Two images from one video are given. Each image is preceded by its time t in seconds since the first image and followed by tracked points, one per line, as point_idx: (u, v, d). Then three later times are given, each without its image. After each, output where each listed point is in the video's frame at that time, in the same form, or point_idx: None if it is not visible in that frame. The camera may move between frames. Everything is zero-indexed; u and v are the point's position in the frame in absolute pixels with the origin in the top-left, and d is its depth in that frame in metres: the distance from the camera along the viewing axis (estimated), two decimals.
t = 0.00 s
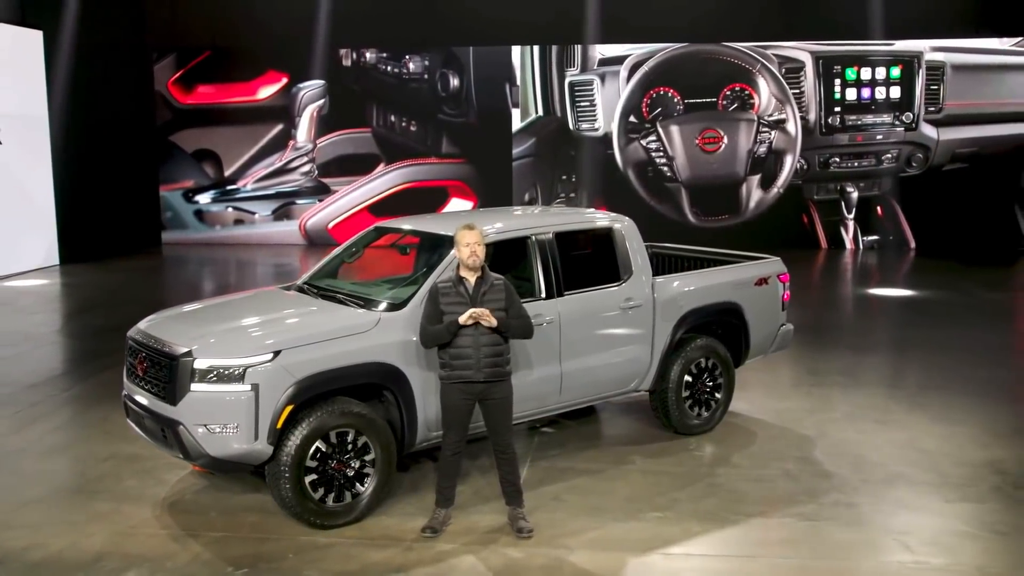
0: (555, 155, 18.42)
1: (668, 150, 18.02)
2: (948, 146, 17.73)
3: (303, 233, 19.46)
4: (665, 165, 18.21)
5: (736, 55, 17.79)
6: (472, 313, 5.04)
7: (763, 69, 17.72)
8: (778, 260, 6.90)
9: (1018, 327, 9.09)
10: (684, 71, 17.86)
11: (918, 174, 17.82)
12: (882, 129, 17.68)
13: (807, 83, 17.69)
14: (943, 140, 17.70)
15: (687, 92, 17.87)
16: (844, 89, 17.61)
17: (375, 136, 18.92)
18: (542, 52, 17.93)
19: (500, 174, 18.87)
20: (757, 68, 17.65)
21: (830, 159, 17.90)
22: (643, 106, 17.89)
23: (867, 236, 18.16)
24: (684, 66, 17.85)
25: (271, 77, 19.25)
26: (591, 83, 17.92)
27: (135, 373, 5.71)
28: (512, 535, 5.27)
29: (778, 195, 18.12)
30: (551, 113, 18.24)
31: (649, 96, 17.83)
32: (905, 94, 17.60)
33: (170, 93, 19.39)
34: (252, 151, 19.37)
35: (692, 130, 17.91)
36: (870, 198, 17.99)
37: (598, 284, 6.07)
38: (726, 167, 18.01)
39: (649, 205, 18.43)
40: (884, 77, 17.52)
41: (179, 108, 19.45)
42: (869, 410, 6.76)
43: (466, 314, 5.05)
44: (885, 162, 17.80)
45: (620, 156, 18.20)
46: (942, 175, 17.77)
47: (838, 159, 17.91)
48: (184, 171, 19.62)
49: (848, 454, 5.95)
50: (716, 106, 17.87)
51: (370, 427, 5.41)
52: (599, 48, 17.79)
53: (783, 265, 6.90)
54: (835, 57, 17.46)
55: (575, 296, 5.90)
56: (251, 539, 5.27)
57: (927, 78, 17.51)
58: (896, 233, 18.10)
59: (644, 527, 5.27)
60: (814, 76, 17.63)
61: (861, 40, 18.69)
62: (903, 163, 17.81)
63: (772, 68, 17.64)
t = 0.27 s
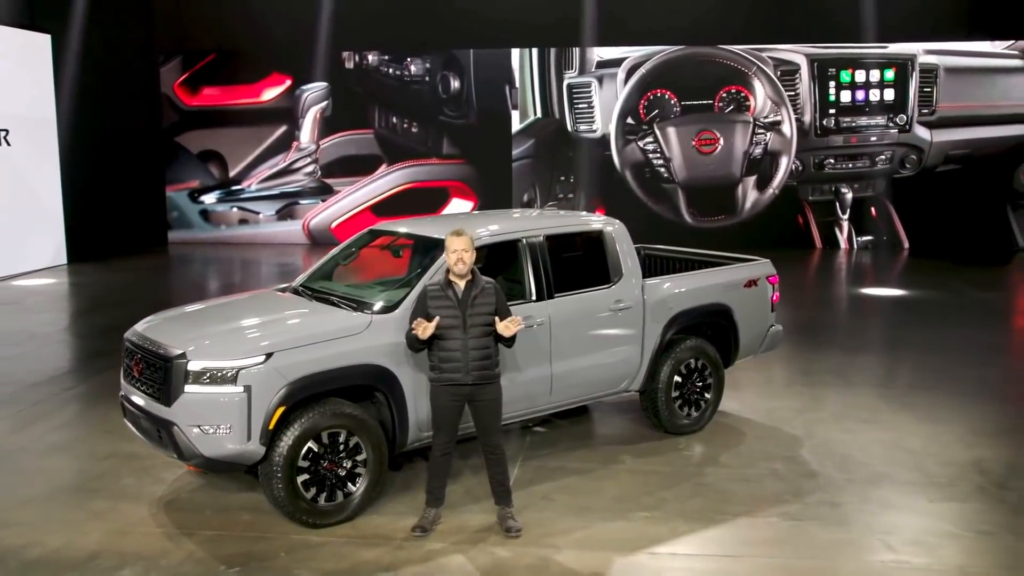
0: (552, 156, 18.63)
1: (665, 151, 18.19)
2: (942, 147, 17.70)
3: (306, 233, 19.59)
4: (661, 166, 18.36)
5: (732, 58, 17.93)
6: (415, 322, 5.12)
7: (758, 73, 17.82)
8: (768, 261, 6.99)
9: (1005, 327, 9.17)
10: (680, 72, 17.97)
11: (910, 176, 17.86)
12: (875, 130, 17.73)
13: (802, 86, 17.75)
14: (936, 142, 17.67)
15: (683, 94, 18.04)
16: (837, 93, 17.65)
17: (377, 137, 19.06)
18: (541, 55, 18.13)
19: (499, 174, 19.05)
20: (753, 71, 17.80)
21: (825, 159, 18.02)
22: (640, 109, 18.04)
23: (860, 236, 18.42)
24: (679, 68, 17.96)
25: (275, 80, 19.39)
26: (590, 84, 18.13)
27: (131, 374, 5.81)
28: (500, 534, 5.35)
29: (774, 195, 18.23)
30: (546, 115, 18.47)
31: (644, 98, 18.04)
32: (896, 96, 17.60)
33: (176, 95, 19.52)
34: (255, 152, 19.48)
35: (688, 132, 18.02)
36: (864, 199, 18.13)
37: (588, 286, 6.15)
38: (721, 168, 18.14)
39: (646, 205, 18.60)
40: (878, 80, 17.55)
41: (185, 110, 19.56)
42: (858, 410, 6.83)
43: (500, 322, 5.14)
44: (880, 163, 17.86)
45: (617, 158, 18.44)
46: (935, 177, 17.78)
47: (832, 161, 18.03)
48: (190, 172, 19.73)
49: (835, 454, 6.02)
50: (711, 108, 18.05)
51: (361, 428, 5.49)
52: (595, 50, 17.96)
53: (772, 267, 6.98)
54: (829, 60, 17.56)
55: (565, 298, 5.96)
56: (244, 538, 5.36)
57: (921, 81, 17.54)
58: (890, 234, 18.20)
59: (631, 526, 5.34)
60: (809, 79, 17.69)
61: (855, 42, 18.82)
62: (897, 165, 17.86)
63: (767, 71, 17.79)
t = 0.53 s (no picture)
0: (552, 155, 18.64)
1: (663, 153, 18.23)
2: (936, 149, 17.98)
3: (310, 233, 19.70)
4: (660, 167, 18.46)
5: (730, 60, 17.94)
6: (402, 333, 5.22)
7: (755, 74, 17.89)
8: (759, 263, 7.06)
9: (992, 326, 9.24)
10: (677, 74, 18.00)
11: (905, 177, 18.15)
12: (871, 133, 17.96)
13: (799, 88, 17.87)
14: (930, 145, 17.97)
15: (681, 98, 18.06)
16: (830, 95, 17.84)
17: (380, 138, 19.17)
18: (539, 57, 18.17)
19: (500, 174, 19.14)
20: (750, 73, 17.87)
21: (823, 159, 18.08)
22: (638, 110, 18.10)
23: (855, 236, 18.60)
24: (676, 70, 17.98)
25: (279, 81, 19.44)
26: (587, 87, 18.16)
27: (129, 375, 5.90)
28: (489, 533, 5.42)
29: (770, 197, 18.38)
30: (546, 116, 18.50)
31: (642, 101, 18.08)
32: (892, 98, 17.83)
33: (182, 97, 19.63)
34: (260, 154, 19.58)
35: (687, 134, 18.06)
36: (860, 199, 18.33)
37: (580, 288, 6.22)
38: (718, 169, 18.13)
39: (643, 205, 18.66)
40: (873, 82, 17.73)
41: (191, 112, 19.69)
42: (847, 410, 6.91)
43: (495, 330, 5.27)
44: (874, 164, 18.11)
45: (616, 159, 18.50)
46: (929, 178, 18.07)
47: (827, 162, 18.13)
48: (196, 172, 19.84)
49: (823, 454, 6.09)
50: (708, 110, 18.04)
51: (354, 429, 5.58)
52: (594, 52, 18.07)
53: (762, 268, 7.05)
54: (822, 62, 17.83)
55: (556, 300, 6.03)
56: (239, 537, 5.45)
57: (915, 83, 17.74)
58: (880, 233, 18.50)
59: (620, 525, 5.41)
60: (806, 82, 17.84)
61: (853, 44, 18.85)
62: (892, 166, 18.13)
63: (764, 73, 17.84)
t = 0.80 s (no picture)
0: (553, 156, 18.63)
1: (661, 155, 18.31)
2: (930, 151, 17.94)
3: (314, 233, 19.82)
4: (658, 169, 18.51)
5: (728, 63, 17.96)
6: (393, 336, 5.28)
7: (751, 77, 17.96)
8: (750, 265, 7.13)
9: (981, 327, 9.30)
10: (676, 76, 18.06)
11: (900, 179, 18.15)
12: (866, 134, 18.01)
13: (794, 91, 18.02)
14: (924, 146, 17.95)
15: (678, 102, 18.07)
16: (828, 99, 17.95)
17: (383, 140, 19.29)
18: (539, 61, 18.31)
19: (500, 175, 19.28)
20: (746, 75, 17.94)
21: (817, 164, 18.33)
22: (636, 112, 18.14)
23: (851, 237, 18.69)
24: (674, 72, 18.03)
25: (283, 84, 19.56)
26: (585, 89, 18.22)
27: (127, 377, 6.00)
28: (480, 533, 5.50)
29: (767, 197, 18.51)
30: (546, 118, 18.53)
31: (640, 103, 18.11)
32: (888, 99, 17.91)
33: (188, 100, 19.77)
34: (265, 155, 19.72)
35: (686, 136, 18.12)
36: (856, 200, 18.42)
37: (572, 290, 6.29)
38: (715, 170, 18.25)
39: (640, 206, 18.74)
40: (868, 85, 17.84)
41: (197, 114, 19.82)
42: (838, 410, 6.97)
43: (485, 334, 5.34)
44: (869, 166, 18.14)
45: (613, 161, 18.51)
46: (923, 180, 18.08)
47: (824, 163, 18.32)
48: (201, 172, 20.00)
49: (812, 455, 6.16)
50: (706, 113, 18.11)
51: (347, 429, 5.67)
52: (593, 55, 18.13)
53: (753, 270, 7.13)
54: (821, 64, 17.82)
55: (548, 302, 6.09)
56: (234, 535, 5.54)
57: (910, 86, 17.79)
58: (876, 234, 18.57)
59: (608, 525, 5.48)
60: (800, 84, 17.98)
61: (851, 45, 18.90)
62: (886, 168, 18.14)
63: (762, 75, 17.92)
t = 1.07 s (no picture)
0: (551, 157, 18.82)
1: (659, 159, 18.37)
2: (925, 153, 18.22)
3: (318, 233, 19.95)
4: (655, 171, 18.57)
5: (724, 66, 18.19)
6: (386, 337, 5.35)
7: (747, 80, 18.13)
8: (741, 268, 7.23)
9: (971, 327, 9.41)
10: (674, 79, 18.22)
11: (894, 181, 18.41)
12: (861, 137, 18.25)
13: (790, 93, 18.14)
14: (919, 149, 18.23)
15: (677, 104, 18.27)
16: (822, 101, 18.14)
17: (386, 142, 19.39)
18: (537, 63, 18.46)
19: (501, 176, 19.38)
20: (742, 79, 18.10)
21: (813, 166, 18.49)
22: (635, 115, 18.26)
23: (846, 238, 18.94)
24: (673, 75, 18.20)
25: (288, 87, 19.67)
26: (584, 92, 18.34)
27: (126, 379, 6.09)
28: (472, 532, 5.59)
29: (763, 199, 18.66)
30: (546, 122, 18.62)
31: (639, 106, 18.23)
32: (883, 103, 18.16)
33: (194, 102, 19.84)
34: (270, 157, 19.85)
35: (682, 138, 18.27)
36: (852, 202, 18.66)
37: (564, 293, 6.37)
38: (711, 172, 18.37)
39: (639, 207, 18.83)
40: (863, 88, 18.04)
41: (203, 116, 19.89)
42: (828, 411, 7.05)
43: (480, 337, 5.38)
44: (864, 168, 18.37)
45: (612, 163, 18.63)
46: (918, 182, 18.32)
47: (819, 166, 18.51)
48: (206, 174, 20.06)
49: (801, 456, 6.23)
50: (703, 115, 18.25)
51: (341, 430, 5.77)
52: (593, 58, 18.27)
53: (744, 273, 7.22)
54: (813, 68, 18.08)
55: (540, 305, 6.17)
56: (230, 534, 5.64)
57: (904, 89, 18.09)
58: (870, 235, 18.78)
59: (598, 524, 5.56)
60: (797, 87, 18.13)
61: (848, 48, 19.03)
62: (881, 170, 18.38)
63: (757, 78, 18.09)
